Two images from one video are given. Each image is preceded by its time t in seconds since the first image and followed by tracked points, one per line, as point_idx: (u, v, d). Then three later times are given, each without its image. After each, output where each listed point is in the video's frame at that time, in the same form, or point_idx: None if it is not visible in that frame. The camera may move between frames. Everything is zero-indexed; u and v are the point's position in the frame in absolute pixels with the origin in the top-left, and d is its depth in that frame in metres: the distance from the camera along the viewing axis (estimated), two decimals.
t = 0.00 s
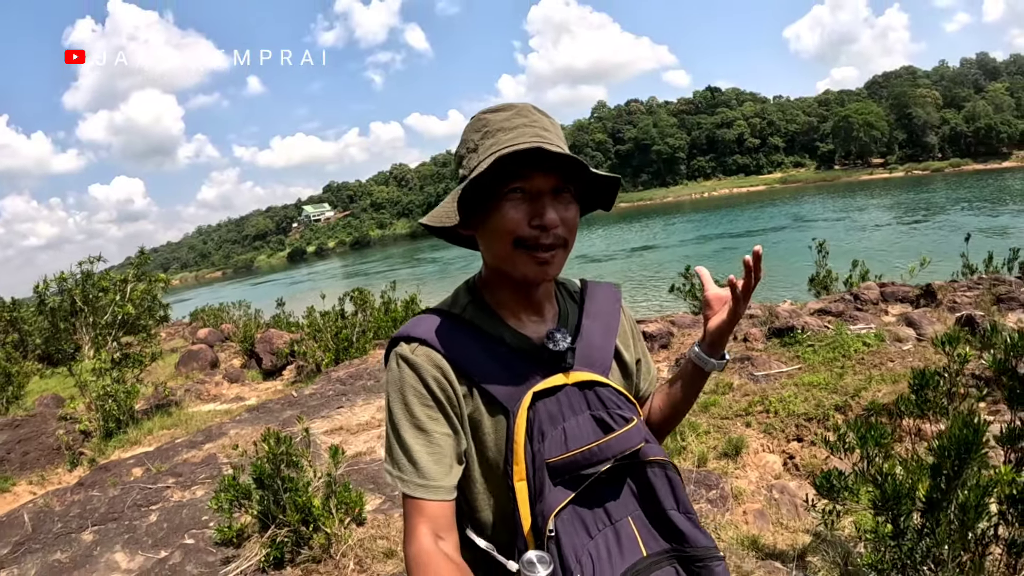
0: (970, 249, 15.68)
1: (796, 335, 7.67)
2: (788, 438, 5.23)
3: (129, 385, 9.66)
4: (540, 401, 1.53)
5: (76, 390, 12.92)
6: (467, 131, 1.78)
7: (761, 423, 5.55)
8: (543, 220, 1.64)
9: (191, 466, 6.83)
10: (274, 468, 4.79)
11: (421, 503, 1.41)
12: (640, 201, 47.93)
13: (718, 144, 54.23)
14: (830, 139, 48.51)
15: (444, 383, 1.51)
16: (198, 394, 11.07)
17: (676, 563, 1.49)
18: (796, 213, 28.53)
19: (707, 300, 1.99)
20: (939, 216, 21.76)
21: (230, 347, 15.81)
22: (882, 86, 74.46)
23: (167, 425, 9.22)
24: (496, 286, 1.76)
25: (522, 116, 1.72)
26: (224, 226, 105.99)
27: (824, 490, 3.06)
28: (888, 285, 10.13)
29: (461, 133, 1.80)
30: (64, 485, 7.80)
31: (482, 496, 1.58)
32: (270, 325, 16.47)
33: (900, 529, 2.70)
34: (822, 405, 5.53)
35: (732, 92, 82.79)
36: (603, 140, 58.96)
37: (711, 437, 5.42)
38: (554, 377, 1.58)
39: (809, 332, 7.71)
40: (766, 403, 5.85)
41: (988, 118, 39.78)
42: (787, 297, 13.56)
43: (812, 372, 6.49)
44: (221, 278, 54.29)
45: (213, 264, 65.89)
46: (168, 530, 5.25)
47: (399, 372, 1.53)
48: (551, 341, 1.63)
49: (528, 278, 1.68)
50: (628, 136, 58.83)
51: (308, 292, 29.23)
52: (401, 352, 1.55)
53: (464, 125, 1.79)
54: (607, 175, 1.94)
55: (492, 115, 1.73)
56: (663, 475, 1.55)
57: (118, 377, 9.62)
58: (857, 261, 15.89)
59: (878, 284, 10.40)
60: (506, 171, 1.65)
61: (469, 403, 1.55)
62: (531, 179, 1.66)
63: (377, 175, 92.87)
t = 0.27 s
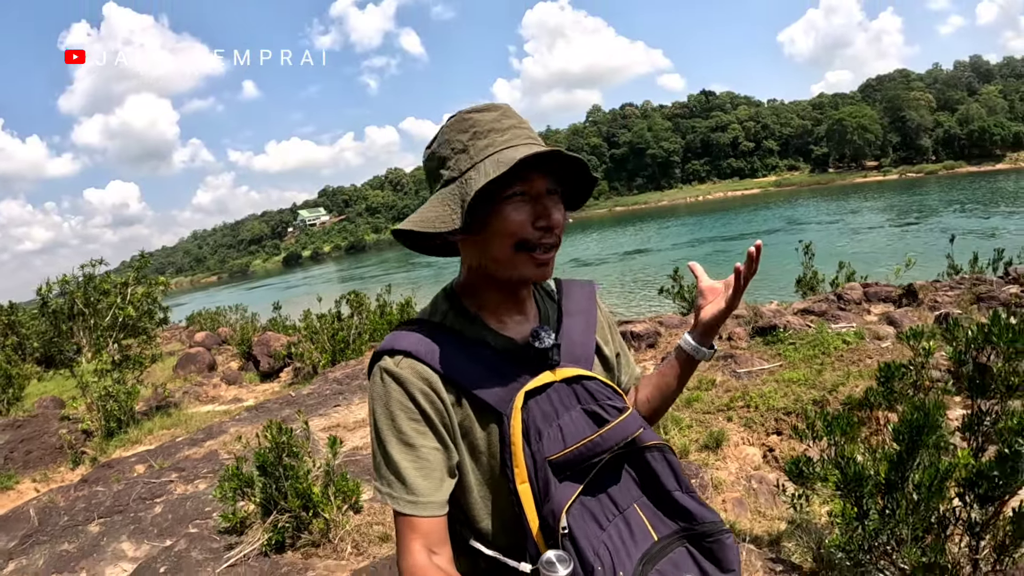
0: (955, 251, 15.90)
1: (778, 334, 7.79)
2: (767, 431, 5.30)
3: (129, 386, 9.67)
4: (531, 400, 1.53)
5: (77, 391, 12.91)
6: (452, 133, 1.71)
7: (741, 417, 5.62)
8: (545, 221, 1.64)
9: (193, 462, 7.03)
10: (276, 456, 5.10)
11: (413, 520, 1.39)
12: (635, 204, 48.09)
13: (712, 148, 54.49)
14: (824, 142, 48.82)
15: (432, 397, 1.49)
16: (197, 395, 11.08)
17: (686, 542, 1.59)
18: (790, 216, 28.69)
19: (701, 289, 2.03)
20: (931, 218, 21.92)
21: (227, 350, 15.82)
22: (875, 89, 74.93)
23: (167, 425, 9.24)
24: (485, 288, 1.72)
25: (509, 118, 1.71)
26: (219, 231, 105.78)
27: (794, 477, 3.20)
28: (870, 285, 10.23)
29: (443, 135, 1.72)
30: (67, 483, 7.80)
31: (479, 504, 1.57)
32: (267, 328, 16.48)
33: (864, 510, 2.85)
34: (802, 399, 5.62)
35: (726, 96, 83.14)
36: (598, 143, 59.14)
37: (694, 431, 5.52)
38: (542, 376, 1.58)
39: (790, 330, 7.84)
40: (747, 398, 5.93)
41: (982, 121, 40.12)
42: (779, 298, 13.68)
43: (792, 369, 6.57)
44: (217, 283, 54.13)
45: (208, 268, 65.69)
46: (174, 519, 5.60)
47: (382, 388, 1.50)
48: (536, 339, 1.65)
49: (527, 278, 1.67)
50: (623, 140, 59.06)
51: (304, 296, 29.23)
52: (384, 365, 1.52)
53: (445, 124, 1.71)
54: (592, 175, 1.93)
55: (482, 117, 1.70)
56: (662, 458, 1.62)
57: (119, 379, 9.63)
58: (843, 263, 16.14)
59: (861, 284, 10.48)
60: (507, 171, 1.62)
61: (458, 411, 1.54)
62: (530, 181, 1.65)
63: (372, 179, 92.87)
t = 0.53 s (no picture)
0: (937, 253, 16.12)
1: (759, 334, 7.89)
2: (746, 427, 5.40)
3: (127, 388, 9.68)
4: (509, 386, 1.55)
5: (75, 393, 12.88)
6: (469, 119, 1.59)
7: (721, 414, 5.72)
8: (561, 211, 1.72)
9: (192, 460, 7.08)
10: (277, 449, 5.24)
11: (395, 515, 1.41)
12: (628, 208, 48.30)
13: (705, 152, 54.82)
14: (816, 145, 49.18)
15: (414, 388, 1.48)
16: (193, 398, 11.07)
17: (663, 518, 1.57)
18: (782, 219, 28.87)
19: (686, 277, 2.14)
20: (921, 220, 22.14)
21: (222, 354, 15.81)
22: (867, 93, 75.61)
23: (164, 426, 9.25)
24: (490, 278, 1.70)
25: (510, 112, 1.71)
26: (211, 236, 105.35)
27: (764, 467, 3.28)
28: (851, 288, 10.36)
29: (458, 119, 1.58)
30: (66, 483, 7.80)
31: (461, 494, 1.58)
32: (262, 332, 16.48)
33: (828, 497, 2.95)
34: (780, 397, 5.71)
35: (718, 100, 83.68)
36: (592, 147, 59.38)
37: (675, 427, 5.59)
38: (517, 361, 1.59)
39: (771, 331, 7.93)
40: (727, 395, 6.02)
41: (973, 123, 40.50)
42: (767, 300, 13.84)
43: (771, 368, 6.68)
44: (210, 287, 53.90)
45: (201, 273, 65.37)
46: (175, 514, 5.69)
47: (363, 381, 1.49)
48: (512, 326, 1.68)
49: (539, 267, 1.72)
50: (616, 144, 59.36)
51: (298, 300, 29.19)
52: (364, 358, 1.50)
53: (470, 108, 1.58)
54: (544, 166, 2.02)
55: (498, 109, 1.66)
56: (635, 435, 1.60)
57: (116, 380, 9.63)
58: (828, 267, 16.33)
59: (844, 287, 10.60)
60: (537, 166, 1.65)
61: (437, 401, 1.54)
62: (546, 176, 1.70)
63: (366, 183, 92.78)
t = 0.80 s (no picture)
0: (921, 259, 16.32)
1: (741, 339, 7.96)
2: (727, 429, 5.46)
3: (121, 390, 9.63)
4: (506, 387, 1.56)
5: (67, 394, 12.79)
6: (447, 128, 1.65)
7: (703, 416, 5.78)
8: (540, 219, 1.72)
9: (186, 461, 7.06)
10: (270, 447, 5.26)
11: (391, 513, 1.40)
12: (620, 214, 48.46)
13: (697, 158, 55.10)
14: (808, 151, 49.56)
15: (414, 389, 1.49)
16: (186, 401, 11.02)
17: (651, 512, 1.62)
18: (773, 225, 29.07)
19: (663, 295, 2.23)
20: (910, 226, 22.35)
21: (214, 358, 15.73)
22: (858, 100, 76.19)
23: (157, 429, 9.20)
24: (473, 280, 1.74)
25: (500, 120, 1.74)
26: (202, 239, 104.74)
27: (741, 465, 3.40)
28: (835, 293, 10.46)
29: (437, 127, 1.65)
30: (59, 484, 7.74)
31: (457, 496, 1.58)
32: (254, 336, 16.40)
33: (801, 495, 3.04)
34: (760, 400, 5.77)
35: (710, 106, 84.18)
36: (585, 153, 59.50)
37: (658, 428, 5.66)
38: (512, 362, 1.61)
39: (753, 336, 7.99)
40: (709, 398, 6.08)
41: (963, 130, 40.93)
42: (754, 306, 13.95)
43: (753, 371, 6.76)
44: (201, 292, 53.55)
45: (192, 277, 64.95)
46: (169, 512, 5.69)
47: (365, 380, 1.49)
48: (508, 329, 1.70)
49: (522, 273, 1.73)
50: (608, 150, 59.61)
51: (290, 305, 29.08)
52: (366, 359, 1.51)
53: (445, 116, 1.64)
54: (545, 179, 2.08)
55: (479, 116, 1.69)
56: (624, 434, 1.66)
57: (110, 383, 9.59)
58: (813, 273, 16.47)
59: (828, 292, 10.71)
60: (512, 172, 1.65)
61: (436, 402, 1.55)
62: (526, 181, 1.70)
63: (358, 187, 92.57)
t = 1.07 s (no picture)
0: (907, 265, 16.50)
1: (724, 345, 8.04)
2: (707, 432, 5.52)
3: (113, 394, 9.57)
4: (516, 399, 1.60)
5: (58, 398, 12.69)
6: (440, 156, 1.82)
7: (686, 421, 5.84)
8: (511, 241, 1.73)
9: (178, 463, 7.03)
10: (260, 449, 5.27)
11: (401, 507, 1.38)
12: (613, 220, 48.58)
13: (689, 164, 55.36)
14: (799, 158, 49.94)
15: (429, 390, 1.51)
16: (177, 405, 10.95)
17: (655, 528, 1.69)
18: (764, 231, 29.25)
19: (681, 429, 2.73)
20: (900, 232, 22.55)
21: (205, 362, 15.64)
22: (850, 106, 76.78)
23: (148, 432, 9.14)
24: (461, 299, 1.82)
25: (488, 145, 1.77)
26: (193, 244, 104.14)
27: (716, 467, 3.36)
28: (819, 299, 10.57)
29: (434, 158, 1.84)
30: (49, 487, 7.67)
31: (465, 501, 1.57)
32: (245, 340, 16.31)
33: (774, 497, 3.08)
34: (740, 405, 5.84)
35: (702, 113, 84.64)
36: (578, 158, 59.63)
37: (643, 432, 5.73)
38: (522, 376, 1.64)
39: (736, 342, 8.08)
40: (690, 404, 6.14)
41: (952, 136, 41.38)
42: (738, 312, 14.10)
43: (735, 377, 6.85)
44: (192, 296, 53.14)
45: (183, 281, 64.47)
46: (161, 513, 5.67)
47: (381, 380, 1.51)
48: (519, 344, 1.72)
49: (498, 295, 1.75)
50: (600, 155, 59.83)
51: (282, 310, 28.93)
52: (383, 361, 1.53)
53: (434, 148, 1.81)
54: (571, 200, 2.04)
55: (464, 142, 1.76)
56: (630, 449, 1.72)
57: (102, 386, 9.53)
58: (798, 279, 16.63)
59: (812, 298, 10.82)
60: (475, 196, 1.71)
61: (448, 408, 1.57)
62: (499, 204, 1.74)
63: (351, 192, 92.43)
